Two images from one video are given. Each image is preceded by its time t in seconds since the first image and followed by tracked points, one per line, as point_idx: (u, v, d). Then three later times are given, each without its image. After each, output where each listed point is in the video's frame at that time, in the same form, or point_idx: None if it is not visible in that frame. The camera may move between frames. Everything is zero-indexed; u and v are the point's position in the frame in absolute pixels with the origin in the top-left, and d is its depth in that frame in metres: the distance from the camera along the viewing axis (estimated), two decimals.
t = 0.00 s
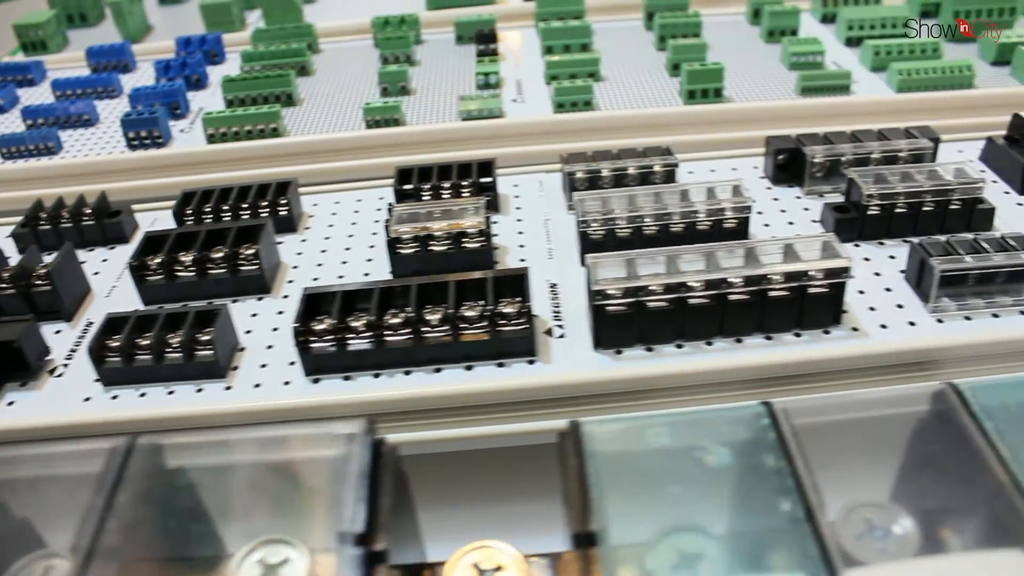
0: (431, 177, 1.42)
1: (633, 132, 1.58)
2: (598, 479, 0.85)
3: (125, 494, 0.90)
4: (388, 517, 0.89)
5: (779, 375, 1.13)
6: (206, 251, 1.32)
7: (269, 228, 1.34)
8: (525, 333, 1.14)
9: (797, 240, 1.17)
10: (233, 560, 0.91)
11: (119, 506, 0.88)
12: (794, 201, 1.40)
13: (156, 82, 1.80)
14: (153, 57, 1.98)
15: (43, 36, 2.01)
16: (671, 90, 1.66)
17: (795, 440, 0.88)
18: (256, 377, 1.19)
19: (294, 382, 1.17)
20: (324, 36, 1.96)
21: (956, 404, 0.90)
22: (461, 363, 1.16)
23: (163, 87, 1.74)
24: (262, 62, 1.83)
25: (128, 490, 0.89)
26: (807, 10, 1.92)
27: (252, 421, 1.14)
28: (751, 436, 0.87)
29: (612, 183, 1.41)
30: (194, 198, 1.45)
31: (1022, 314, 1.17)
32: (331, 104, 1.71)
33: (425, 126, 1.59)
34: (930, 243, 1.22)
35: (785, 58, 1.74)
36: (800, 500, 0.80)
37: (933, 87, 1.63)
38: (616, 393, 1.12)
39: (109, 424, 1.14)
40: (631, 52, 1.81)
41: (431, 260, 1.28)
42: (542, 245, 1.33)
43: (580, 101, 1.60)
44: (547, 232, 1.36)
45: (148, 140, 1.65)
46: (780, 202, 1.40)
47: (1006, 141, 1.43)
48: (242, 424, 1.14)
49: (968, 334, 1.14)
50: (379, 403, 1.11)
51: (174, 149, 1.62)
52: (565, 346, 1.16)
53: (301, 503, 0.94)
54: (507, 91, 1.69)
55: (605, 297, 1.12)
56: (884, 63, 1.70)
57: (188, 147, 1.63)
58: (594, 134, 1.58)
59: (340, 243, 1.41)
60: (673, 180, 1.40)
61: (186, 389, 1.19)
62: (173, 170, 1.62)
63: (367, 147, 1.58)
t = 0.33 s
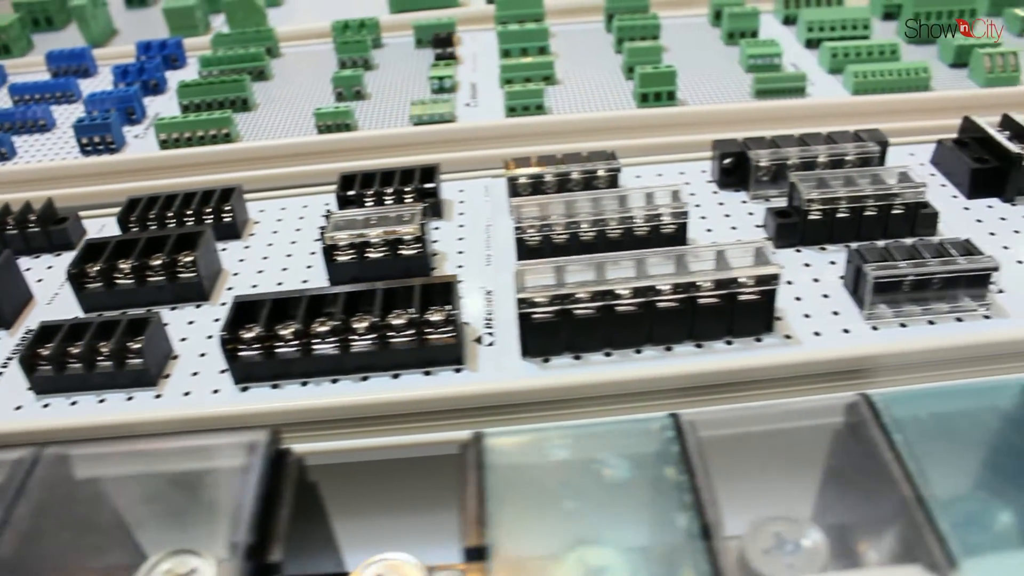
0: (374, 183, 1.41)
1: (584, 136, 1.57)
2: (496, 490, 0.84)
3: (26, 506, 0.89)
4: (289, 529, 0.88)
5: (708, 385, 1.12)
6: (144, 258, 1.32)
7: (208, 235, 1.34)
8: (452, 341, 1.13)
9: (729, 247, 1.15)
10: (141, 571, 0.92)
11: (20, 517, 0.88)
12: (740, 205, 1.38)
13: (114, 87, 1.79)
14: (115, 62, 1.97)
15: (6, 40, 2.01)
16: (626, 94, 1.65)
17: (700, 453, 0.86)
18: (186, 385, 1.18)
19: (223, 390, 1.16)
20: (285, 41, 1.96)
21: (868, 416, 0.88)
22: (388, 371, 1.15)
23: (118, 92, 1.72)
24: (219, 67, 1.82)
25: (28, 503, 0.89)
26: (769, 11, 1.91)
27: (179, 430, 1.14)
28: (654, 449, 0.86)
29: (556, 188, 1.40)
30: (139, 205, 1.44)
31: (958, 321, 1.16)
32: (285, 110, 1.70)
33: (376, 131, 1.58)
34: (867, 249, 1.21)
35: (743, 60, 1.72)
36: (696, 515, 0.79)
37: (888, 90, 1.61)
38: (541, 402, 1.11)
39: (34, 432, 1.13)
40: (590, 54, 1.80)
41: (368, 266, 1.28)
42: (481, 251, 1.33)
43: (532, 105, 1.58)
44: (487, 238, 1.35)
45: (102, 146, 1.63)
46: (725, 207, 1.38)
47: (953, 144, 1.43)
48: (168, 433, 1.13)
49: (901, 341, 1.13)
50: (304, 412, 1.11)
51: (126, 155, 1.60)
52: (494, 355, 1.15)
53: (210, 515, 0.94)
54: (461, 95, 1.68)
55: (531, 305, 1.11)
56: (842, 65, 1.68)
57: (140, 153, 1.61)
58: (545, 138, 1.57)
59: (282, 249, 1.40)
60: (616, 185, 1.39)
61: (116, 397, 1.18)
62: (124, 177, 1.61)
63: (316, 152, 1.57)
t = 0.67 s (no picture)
0: (322, 193, 1.42)
1: (538, 143, 1.57)
2: (403, 505, 0.84)
3: None
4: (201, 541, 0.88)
5: (640, 397, 1.11)
6: (91, 269, 1.32)
7: (155, 246, 1.34)
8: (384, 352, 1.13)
9: (661, 258, 1.15)
10: None
11: None
12: (686, 213, 1.38)
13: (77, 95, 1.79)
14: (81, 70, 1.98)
15: None
16: (583, 101, 1.65)
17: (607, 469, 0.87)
18: (125, 397, 1.18)
19: (161, 401, 1.16)
20: (251, 49, 1.97)
21: (780, 432, 0.87)
22: (322, 383, 1.15)
23: (79, 100, 1.72)
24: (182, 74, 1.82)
25: None
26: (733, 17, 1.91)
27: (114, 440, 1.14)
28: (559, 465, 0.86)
29: (503, 198, 1.40)
30: (91, 214, 1.44)
31: (894, 331, 1.15)
32: (245, 119, 1.71)
33: (332, 140, 1.58)
34: (805, 258, 1.20)
35: (702, 66, 1.72)
36: (595, 531, 0.79)
37: (845, 96, 1.61)
38: (469, 415, 1.11)
39: None
40: (550, 61, 1.80)
41: (310, 277, 1.28)
42: (424, 261, 1.33)
43: (487, 112, 1.58)
44: (432, 248, 1.36)
45: (61, 155, 1.63)
46: (671, 215, 1.38)
47: (902, 150, 1.43)
48: (103, 443, 1.13)
49: (835, 352, 1.12)
50: (239, 423, 1.11)
51: (84, 165, 1.60)
52: (428, 366, 1.15)
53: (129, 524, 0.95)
54: (419, 103, 1.68)
55: (462, 317, 1.11)
56: (799, 71, 1.68)
57: (100, 162, 1.61)
58: (499, 145, 1.57)
59: (231, 259, 1.41)
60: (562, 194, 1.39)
61: (56, 408, 1.18)
62: (81, 186, 1.61)
63: (271, 161, 1.58)
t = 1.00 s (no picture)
0: (272, 198, 1.43)
1: (493, 148, 1.57)
2: (311, 510, 0.85)
3: None
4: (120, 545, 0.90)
5: (572, 400, 1.11)
6: (41, 275, 1.32)
7: (105, 252, 1.34)
8: (319, 357, 1.14)
9: (594, 262, 1.16)
10: None
11: None
12: (633, 216, 1.38)
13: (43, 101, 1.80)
14: (51, 75, 1.99)
15: None
16: (540, 105, 1.65)
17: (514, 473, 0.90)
18: (67, 401, 1.18)
19: (102, 406, 1.17)
20: (220, 55, 1.98)
21: (688, 437, 0.88)
22: (260, 387, 1.17)
23: (44, 106, 1.73)
24: (147, 80, 1.83)
25: None
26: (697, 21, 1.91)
27: (53, 445, 1.14)
28: (465, 471, 0.88)
29: (451, 202, 1.40)
30: (45, 221, 1.45)
31: (829, 335, 1.15)
32: (206, 125, 1.72)
33: (289, 145, 1.59)
34: (741, 262, 1.20)
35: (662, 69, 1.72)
36: (495, 535, 0.81)
37: (802, 98, 1.60)
38: (400, 418, 1.12)
39: None
40: (512, 65, 1.80)
41: (255, 282, 1.29)
42: (370, 266, 1.34)
43: (443, 117, 1.58)
44: (379, 253, 1.37)
45: (23, 161, 1.64)
46: (618, 219, 1.38)
47: (852, 153, 1.43)
48: (42, 448, 1.13)
49: (767, 356, 1.12)
50: (177, 427, 1.12)
51: (45, 171, 1.61)
52: (364, 371, 1.16)
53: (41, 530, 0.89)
54: (378, 108, 1.69)
55: (395, 322, 1.12)
56: (758, 73, 1.68)
57: (62, 168, 1.62)
58: (454, 150, 1.58)
59: (183, 264, 1.42)
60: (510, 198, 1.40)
61: None
62: (41, 192, 1.62)
63: (228, 167, 1.58)
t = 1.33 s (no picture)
0: (217, 214, 1.44)
1: (442, 160, 1.58)
2: (218, 527, 0.88)
3: None
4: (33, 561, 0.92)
5: (496, 415, 1.12)
6: None
7: (47, 269, 1.35)
8: (249, 374, 1.15)
9: (519, 276, 1.17)
10: None
11: None
12: (572, 228, 1.39)
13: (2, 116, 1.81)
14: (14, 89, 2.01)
15: None
16: (490, 116, 1.66)
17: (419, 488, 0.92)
18: (4, 420, 1.19)
19: (38, 424, 1.18)
20: (181, 68, 2.00)
21: (590, 455, 0.90)
22: (193, 404, 1.18)
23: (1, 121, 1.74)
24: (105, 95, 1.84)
25: None
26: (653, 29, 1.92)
27: None
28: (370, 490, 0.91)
29: (393, 216, 1.41)
30: None
31: (755, 347, 1.15)
32: (161, 140, 1.73)
33: (239, 160, 1.60)
34: (668, 275, 1.21)
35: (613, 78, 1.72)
36: (389, 553, 0.83)
37: (750, 106, 1.61)
38: (328, 433, 1.13)
39: None
40: (467, 76, 1.81)
41: (194, 298, 1.29)
42: (310, 280, 1.36)
43: (391, 130, 1.59)
44: (320, 268, 1.38)
45: None
46: (558, 231, 1.39)
47: (792, 162, 1.44)
48: None
49: (691, 368, 1.12)
50: (107, 445, 1.13)
51: None
52: (294, 388, 1.17)
53: None
54: (331, 121, 1.70)
55: (322, 339, 1.13)
56: (708, 81, 1.68)
57: (16, 184, 1.63)
58: (402, 162, 1.59)
59: (129, 280, 1.43)
60: (450, 212, 1.41)
61: None
62: None
63: (179, 182, 1.60)
